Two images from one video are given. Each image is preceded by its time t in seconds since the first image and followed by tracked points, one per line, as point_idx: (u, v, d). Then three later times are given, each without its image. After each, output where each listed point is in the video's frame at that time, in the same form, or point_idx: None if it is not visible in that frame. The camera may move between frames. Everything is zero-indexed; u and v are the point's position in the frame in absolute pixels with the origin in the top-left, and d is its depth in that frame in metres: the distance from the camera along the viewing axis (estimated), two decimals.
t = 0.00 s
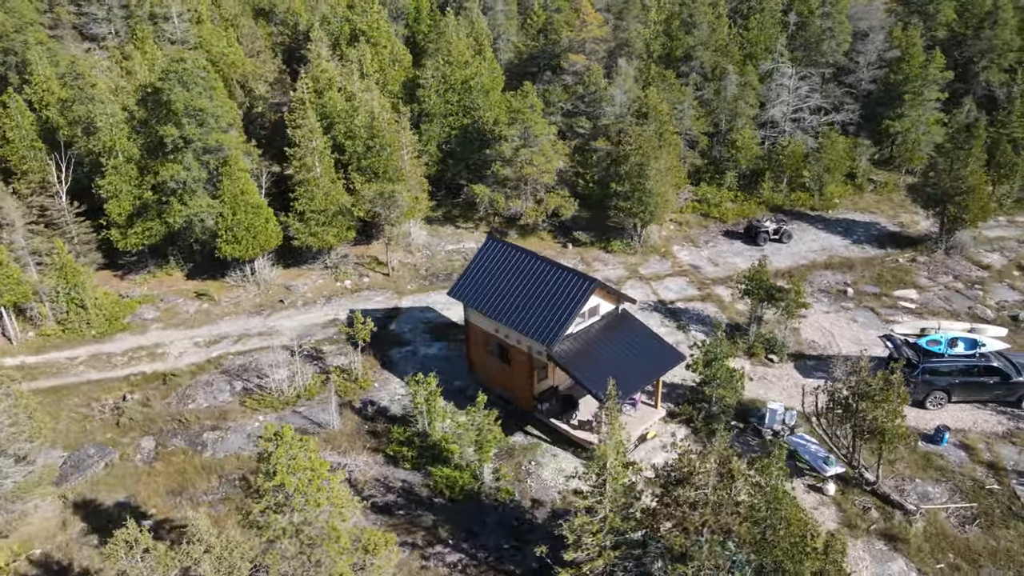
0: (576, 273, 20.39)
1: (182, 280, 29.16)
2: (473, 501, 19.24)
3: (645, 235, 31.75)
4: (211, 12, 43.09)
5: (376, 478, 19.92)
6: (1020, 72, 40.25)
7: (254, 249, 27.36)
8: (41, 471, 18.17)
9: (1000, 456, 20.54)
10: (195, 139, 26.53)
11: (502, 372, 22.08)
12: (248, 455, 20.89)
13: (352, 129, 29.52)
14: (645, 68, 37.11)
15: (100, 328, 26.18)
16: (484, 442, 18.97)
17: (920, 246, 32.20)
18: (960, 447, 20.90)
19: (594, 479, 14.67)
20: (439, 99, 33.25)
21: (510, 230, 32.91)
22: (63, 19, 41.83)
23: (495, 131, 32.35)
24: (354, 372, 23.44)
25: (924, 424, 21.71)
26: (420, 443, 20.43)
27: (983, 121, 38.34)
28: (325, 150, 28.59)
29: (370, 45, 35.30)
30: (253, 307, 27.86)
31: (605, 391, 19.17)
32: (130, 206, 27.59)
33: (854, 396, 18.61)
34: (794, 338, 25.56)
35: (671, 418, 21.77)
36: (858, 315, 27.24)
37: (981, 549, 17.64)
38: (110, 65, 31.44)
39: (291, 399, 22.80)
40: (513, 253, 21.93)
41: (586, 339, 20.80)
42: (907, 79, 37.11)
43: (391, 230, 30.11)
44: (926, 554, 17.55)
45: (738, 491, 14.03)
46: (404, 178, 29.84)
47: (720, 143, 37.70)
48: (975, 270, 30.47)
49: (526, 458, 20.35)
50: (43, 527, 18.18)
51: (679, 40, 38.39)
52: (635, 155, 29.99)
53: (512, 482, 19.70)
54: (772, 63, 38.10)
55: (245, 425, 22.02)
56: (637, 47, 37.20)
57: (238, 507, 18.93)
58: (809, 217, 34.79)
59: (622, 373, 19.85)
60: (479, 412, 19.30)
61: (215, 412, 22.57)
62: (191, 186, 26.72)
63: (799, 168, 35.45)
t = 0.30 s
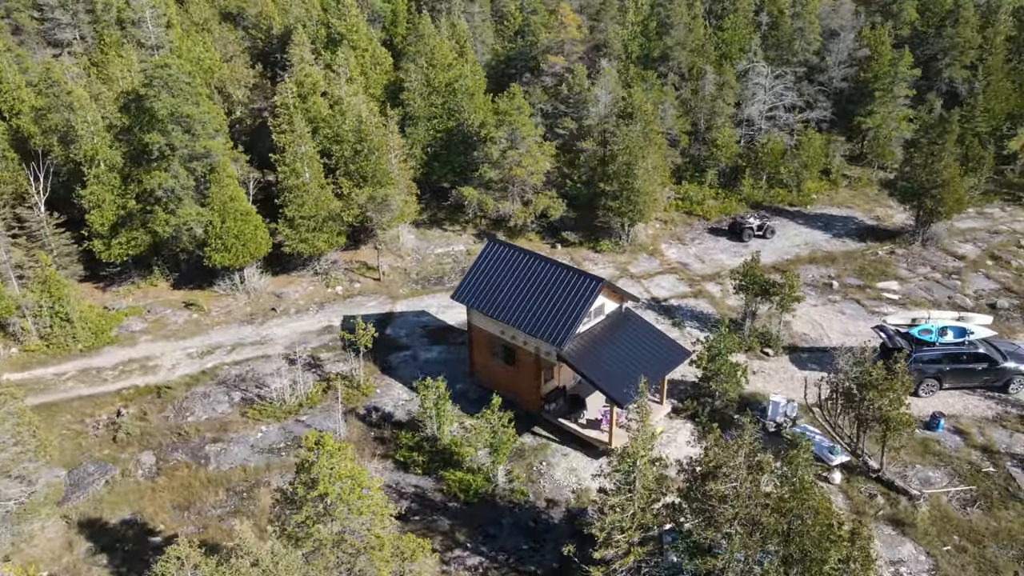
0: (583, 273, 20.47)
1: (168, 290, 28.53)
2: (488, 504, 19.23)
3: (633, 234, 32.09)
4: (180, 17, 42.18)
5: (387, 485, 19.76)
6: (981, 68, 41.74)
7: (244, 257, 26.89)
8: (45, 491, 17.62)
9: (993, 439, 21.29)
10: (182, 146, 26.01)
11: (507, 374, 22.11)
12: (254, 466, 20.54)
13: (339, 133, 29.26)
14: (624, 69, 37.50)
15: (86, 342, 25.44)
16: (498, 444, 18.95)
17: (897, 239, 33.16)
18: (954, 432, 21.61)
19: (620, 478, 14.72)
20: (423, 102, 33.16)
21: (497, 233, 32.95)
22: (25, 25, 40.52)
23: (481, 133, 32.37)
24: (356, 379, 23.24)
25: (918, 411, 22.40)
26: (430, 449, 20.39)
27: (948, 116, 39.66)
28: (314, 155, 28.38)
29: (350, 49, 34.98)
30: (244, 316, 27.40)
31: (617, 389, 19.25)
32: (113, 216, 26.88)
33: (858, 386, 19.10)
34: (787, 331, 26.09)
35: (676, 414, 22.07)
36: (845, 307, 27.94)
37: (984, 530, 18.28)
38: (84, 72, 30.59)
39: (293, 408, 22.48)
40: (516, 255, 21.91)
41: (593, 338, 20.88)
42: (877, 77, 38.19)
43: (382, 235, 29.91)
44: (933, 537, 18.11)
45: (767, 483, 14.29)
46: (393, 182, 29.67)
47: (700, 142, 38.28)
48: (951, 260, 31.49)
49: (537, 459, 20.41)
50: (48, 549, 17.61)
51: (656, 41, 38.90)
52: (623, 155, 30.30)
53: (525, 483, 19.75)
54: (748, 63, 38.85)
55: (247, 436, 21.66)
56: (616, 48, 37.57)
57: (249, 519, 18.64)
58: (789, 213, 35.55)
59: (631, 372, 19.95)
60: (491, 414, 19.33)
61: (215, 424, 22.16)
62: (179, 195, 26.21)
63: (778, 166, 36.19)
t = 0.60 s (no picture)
0: (589, 273, 20.58)
1: (154, 301, 27.84)
2: (503, 505, 19.26)
3: (620, 233, 32.40)
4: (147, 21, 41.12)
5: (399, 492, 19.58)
6: (942, 65, 43.23)
7: (234, 266, 26.36)
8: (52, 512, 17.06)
9: (983, 423, 22.09)
10: (168, 153, 25.41)
11: (512, 376, 22.16)
12: (261, 477, 20.19)
13: (326, 137, 28.95)
14: (603, 69, 37.79)
15: (72, 356, 24.64)
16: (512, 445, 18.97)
17: (874, 232, 34.10)
18: (946, 417, 22.36)
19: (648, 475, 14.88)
20: (407, 105, 32.99)
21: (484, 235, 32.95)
22: None
23: (467, 135, 32.31)
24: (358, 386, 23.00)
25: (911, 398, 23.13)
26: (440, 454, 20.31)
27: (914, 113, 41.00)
28: (303, 161, 28.19)
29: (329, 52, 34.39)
30: (235, 325, 26.90)
31: (628, 388, 19.39)
32: (96, 226, 26.11)
33: (860, 375, 19.62)
34: (778, 324, 26.64)
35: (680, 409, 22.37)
36: (831, 299, 28.63)
37: (985, 510, 18.94)
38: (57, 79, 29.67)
39: (296, 418, 22.15)
40: (519, 257, 21.90)
41: (601, 337, 20.97)
42: (847, 74, 39.21)
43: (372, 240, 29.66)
44: (938, 519, 18.70)
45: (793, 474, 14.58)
46: (382, 186, 29.45)
47: (678, 140, 38.80)
48: (927, 251, 32.52)
49: (548, 459, 20.49)
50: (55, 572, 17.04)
51: (633, 42, 39.33)
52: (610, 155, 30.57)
53: (539, 483, 19.82)
54: (723, 62, 39.49)
55: (251, 447, 21.28)
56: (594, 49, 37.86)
57: (262, 532, 18.32)
58: (768, 209, 36.28)
59: (640, 369, 20.06)
60: (505, 416, 19.34)
61: (216, 437, 21.73)
62: (165, 203, 25.54)
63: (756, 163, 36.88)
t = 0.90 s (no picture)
0: (596, 273, 20.70)
1: (140, 313, 27.13)
2: (517, 506, 19.31)
3: (607, 232, 32.71)
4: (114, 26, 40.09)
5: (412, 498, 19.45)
6: (904, 63, 44.66)
7: (224, 275, 25.90)
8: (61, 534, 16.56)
9: (972, 407, 22.92)
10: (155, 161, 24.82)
11: (516, 377, 22.19)
12: (270, 489, 19.87)
13: (313, 143, 28.61)
14: (582, 70, 38.09)
15: (58, 373, 23.75)
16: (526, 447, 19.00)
17: (851, 226, 35.03)
18: (937, 403, 23.14)
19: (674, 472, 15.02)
20: (391, 108, 32.82)
21: (472, 238, 32.93)
22: None
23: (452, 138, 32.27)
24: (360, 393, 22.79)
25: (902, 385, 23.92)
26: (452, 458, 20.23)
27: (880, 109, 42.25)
28: (291, 166, 27.69)
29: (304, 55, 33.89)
30: (227, 335, 26.41)
31: (638, 385, 19.60)
32: (78, 238, 25.31)
33: (860, 365, 20.18)
34: (769, 318, 27.20)
35: (681, 404, 22.69)
36: (816, 292, 29.35)
37: (982, 491, 19.65)
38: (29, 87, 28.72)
39: (299, 427, 21.85)
40: (521, 259, 21.97)
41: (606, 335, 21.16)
42: (817, 73, 40.22)
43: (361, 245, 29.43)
44: (939, 502, 19.33)
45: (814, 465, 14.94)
46: (370, 190, 29.24)
47: (657, 140, 39.32)
48: (902, 243, 33.55)
49: (558, 459, 20.60)
50: None
51: (609, 43, 39.73)
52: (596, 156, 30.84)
53: (551, 483, 19.92)
54: (697, 62, 40.13)
55: (256, 459, 20.92)
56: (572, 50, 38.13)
57: (277, 545, 18.02)
58: (747, 205, 37.01)
59: (648, 365, 20.30)
60: (518, 418, 19.42)
61: (219, 450, 21.29)
62: (152, 213, 24.92)
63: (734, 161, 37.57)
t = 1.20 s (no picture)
0: (602, 273, 20.94)
1: (126, 326, 26.46)
2: (532, 506, 19.38)
3: (593, 232, 32.99)
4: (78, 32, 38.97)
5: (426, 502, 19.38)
6: (867, 61, 46.03)
7: (215, 285, 25.38)
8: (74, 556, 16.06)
9: (960, 392, 23.78)
10: (143, 171, 24.21)
11: (523, 379, 22.30)
12: (280, 500, 19.57)
13: (300, 148, 28.26)
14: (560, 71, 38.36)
15: (47, 390, 22.95)
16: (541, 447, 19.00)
17: (827, 220, 35.97)
18: (926, 389, 23.94)
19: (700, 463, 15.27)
20: (374, 112, 32.64)
21: (458, 240, 32.90)
22: None
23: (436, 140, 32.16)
24: (364, 400, 22.62)
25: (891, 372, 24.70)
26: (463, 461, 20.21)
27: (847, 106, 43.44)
28: (280, 172, 27.24)
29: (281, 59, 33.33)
30: (219, 346, 25.93)
31: (648, 379, 19.83)
32: (61, 251, 24.54)
33: (860, 355, 20.76)
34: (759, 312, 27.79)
35: (683, 400, 23.05)
36: (801, 285, 30.08)
37: (978, 472, 20.40)
38: None
39: (305, 437, 21.58)
40: (525, 260, 22.08)
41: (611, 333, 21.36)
42: (787, 71, 41.20)
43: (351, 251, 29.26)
44: (938, 485, 20.02)
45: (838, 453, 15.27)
46: (359, 195, 29.03)
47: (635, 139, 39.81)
48: (877, 235, 34.58)
49: (568, 458, 20.75)
50: None
51: (585, 44, 40.10)
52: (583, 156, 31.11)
53: (564, 482, 20.03)
54: (672, 62, 40.77)
55: (262, 471, 20.58)
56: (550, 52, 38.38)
57: (295, 557, 17.78)
58: (725, 202, 37.72)
59: (655, 360, 20.54)
60: (531, 419, 19.49)
61: (222, 463, 20.89)
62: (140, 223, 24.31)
63: (711, 159, 38.25)
